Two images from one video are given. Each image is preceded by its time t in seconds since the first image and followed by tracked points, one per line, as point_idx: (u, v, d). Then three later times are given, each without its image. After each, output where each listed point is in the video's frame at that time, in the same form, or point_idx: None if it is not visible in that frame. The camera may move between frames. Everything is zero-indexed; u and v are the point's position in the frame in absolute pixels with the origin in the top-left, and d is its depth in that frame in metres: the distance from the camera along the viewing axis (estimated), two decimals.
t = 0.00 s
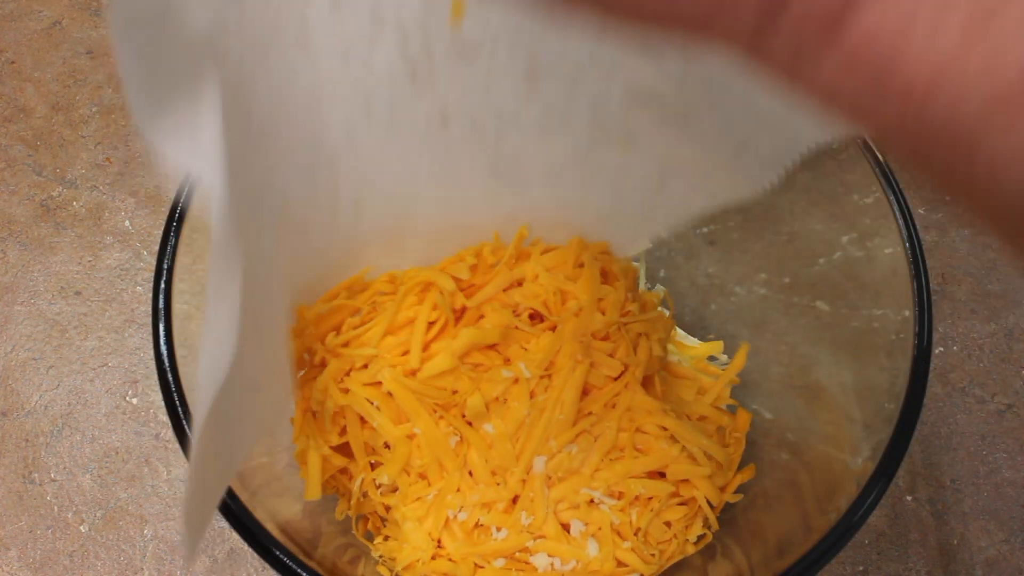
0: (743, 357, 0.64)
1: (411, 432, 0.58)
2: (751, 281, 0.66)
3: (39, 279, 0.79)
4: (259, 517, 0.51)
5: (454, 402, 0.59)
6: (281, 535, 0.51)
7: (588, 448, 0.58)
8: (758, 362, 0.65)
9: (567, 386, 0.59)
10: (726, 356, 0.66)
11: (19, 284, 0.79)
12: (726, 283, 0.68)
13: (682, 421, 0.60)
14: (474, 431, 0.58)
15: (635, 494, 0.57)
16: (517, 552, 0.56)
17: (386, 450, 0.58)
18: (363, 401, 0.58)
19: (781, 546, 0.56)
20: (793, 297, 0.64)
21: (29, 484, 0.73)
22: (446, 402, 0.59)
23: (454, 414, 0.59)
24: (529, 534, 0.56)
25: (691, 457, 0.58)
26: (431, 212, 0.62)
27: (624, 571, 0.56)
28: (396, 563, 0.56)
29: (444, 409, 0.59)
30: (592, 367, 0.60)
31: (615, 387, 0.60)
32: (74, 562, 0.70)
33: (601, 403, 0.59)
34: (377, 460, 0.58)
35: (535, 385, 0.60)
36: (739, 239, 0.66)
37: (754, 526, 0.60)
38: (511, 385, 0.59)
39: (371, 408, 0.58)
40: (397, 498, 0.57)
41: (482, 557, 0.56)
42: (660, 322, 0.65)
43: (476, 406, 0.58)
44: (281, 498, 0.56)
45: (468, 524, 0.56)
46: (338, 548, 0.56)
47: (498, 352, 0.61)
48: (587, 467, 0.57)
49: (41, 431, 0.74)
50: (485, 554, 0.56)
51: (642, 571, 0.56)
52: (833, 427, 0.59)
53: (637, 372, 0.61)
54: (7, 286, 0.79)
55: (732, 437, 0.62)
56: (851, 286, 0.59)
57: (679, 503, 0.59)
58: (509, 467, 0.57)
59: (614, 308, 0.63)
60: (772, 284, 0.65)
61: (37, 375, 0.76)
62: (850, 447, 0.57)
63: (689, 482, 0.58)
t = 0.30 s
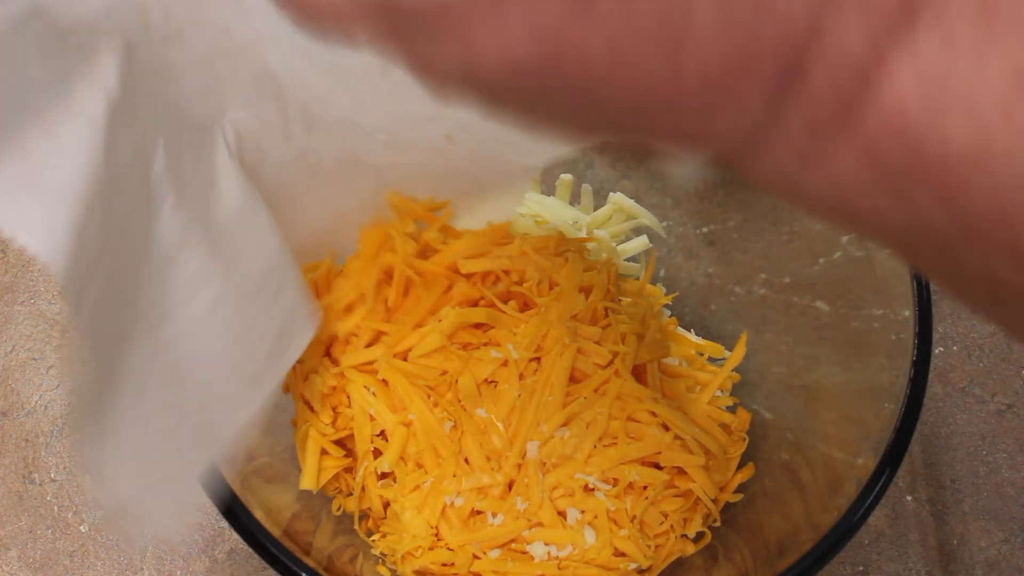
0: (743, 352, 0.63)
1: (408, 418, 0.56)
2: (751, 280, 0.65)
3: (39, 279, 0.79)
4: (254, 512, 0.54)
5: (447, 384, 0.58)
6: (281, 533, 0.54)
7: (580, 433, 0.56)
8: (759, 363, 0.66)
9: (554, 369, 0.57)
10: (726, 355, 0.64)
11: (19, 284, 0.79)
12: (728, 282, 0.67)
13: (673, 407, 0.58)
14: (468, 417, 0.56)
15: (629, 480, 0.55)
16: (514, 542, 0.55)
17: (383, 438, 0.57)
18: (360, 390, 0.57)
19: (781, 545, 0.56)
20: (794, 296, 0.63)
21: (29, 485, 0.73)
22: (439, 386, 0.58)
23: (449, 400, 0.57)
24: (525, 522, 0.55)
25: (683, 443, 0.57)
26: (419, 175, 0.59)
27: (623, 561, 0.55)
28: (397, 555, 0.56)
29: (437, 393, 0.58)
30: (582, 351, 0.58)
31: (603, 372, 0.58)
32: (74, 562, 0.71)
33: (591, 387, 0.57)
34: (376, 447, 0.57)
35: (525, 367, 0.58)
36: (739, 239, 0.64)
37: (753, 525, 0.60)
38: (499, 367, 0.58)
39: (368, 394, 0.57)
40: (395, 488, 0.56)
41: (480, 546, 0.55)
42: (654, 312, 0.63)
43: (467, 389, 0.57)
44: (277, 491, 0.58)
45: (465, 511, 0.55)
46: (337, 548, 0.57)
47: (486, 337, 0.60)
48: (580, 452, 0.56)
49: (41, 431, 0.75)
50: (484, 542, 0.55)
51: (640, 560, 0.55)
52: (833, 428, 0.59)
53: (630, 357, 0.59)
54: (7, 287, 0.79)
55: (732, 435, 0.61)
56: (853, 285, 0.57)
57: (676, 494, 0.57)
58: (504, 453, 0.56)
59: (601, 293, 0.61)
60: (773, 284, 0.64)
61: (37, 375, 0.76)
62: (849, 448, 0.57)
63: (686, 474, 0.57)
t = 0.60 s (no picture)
0: (744, 355, 0.63)
1: (408, 417, 0.56)
2: (751, 280, 0.65)
3: (39, 279, 0.79)
4: (253, 511, 0.54)
5: (446, 383, 0.58)
6: (280, 533, 0.55)
7: (580, 432, 0.56)
8: (758, 363, 0.66)
9: (553, 369, 0.57)
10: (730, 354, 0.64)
11: (19, 284, 0.79)
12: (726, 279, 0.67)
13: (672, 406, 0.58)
14: (467, 416, 0.56)
15: (629, 480, 0.55)
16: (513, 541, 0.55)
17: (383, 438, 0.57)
18: (359, 388, 0.57)
19: (781, 545, 0.56)
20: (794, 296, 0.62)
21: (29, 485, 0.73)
22: (438, 385, 0.58)
23: (448, 399, 0.57)
24: (525, 520, 0.55)
25: (682, 442, 0.57)
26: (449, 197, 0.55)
27: (623, 560, 0.55)
28: (397, 554, 0.56)
29: (436, 392, 0.58)
30: (580, 350, 0.58)
31: (604, 372, 0.58)
32: (75, 562, 0.71)
33: (590, 386, 0.57)
34: (376, 447, 0.57)
35: (524, 366, 0.58)
36: (739, 239, 0.63)
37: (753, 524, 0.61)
38: (499, 366, 0.58)
39: (369, 393, 0.57)
40: (395, 487, 0.56)
41: (481, 544, 0.55)
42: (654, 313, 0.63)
43: (466, 388, 0.56)
44: (277, 490, 0.59)
45: (465, 510, 0.55)
46: (337, 547, 0.57)
47: (485, 334, 0.60)
48: (579, 451, 0.56)
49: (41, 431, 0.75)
50: (484, 540, 0.55)
51: (640, 559, 0.55)
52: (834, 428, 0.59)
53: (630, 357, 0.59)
54: (7, 287, 0.79)
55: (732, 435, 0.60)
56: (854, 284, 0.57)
57: (676, 493, 0.57)
58: (503, 451, 0.56)
59: (600, 292, 0.60)
60: (772, 284, 0.64)
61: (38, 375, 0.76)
62: (849, 449, 0.57)
63: (686, 474, 0.57)
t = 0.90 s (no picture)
0: (746, 355, 0.62)
1: (408, 417, 0.57)
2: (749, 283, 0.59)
3: (39, 279, 0.79)
4: (253, 511, 0.54)
5: (446, 382, 0.58)
6: (281, 533, 0.55)
7: (580, 430, 0.56)
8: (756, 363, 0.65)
9: (553, 368, 0.57)
10: (731, 353, 0.64)
11: (19, 284, 0.79)
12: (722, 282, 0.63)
13: (672, 405, 0.57)
14: (468, 415, 0.56)
15: (629, 479, 0.55)
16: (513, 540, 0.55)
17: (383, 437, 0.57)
18: (360, 388, 0.57)
19: (781, 545, 0.57)
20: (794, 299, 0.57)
21: (29, 485, 0.73)
22: (438, 385, 0.58)
23: (448, 398, 0.57)
24: (525, 519, 0.55)
25: (682, 441, 0.56)
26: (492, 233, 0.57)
27: (623, 560, 0.55)
28: (397, 554, 0.56)
29: (437, 391, 0.58)
30: (580, 350, 0.58)
31: (603, 371, 0.58)
32: (74, 562, 0.71)
33: (590, 385, 0.57)
34: (376, 447, 0.57)
35: (524, 366, 0.58)
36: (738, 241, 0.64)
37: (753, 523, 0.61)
38: (498, 365, 0.58)
39: (369, 392, 0.57)
40: (395, 487, 0.56)
41: (480, 543, 0.55)
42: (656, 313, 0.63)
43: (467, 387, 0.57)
44: (278, 490, 0.59)
45: (465, 509, 0.55)
46: (337, 548, 0.57)
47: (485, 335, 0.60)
48: (579, 450, 0.56)
49: (41, 431, 0.75)
50: (484, 540, 0.55)
51: (640, 559, 0.55)
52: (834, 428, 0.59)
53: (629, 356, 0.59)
54: (7, 287, 0.79)
55: (732, 435, 0.60)
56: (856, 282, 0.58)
57: (676, 492, 0.57)
58: (503, 450, 0.55)
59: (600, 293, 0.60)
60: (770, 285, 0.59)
61: (37, 375, 0.76)
62: (848, 448, 0.58)
63: (684, 473, 0.57)
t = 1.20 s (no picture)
0: (745, 356, 0.62)
1: (408, 416, 0.56)
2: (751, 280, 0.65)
3: (39, 279, 0.79)
4: (253, 511, 0.55)
5: (446, 381, 0.57)
6: (282, 535, 0.55)
7: (580, 430, 0.56)
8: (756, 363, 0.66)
9: (554, 367, 0.57)
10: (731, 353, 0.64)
11: (19, 284, 0.79)
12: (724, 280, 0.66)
13: (672, 405, 0.57)
14: (468, 415, 0.56)
15: (629, 478, 0.55)
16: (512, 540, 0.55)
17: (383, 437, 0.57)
18: (360, 388, 0.57)
19: (782, 545, 0.57)
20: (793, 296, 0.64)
21: (29, 485, 0.73)
22: (438, 384, 0.58)
23: (448, 398, 0.57)
24: (525, 519, 0.55)
25: (681, 440, 0.56)
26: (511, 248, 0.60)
27: (623, 558, 0.55)
28: (397, 554, 0.56)
29: (436, 391, 0.58)
30: (580, 350, 0.58)
31: (603, 371, 0.57)
32: (74, 562, 0.71)
33: (590, 384, 0.57)
34: (376, 447, 0.57)
35: (524, 365, 0.58)
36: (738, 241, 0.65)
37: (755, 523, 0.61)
38: (498, 364, 0.58)
39: (369, 392, 0.57)
40: (395, 486, 0.56)
41: (480, 543, 0.55)
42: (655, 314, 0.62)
43: (467, 386, 0.56)
44: (277, 490, 0.59)
45: (465, 509, 0.55)
46: (337, 547, 0.58)
47: (485, 335, 0.60)
48: (579, 449, 0.55)
49: (41, 431, 0.75)
50: (484, 539, 0.55)
51: (640, 559, 0.55)
52: (834, 428, 0.60)
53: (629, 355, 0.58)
54: (7, 287, 0.79)
55: (732, 435, 0.60)
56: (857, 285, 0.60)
57: (676, 492, 0.57)
58: (503, 449, 0.55)
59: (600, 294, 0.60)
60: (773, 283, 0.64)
61: (37, 375, 0.76)
62: (849, 448, 0.58)
63: (684, 472, 0.57)
